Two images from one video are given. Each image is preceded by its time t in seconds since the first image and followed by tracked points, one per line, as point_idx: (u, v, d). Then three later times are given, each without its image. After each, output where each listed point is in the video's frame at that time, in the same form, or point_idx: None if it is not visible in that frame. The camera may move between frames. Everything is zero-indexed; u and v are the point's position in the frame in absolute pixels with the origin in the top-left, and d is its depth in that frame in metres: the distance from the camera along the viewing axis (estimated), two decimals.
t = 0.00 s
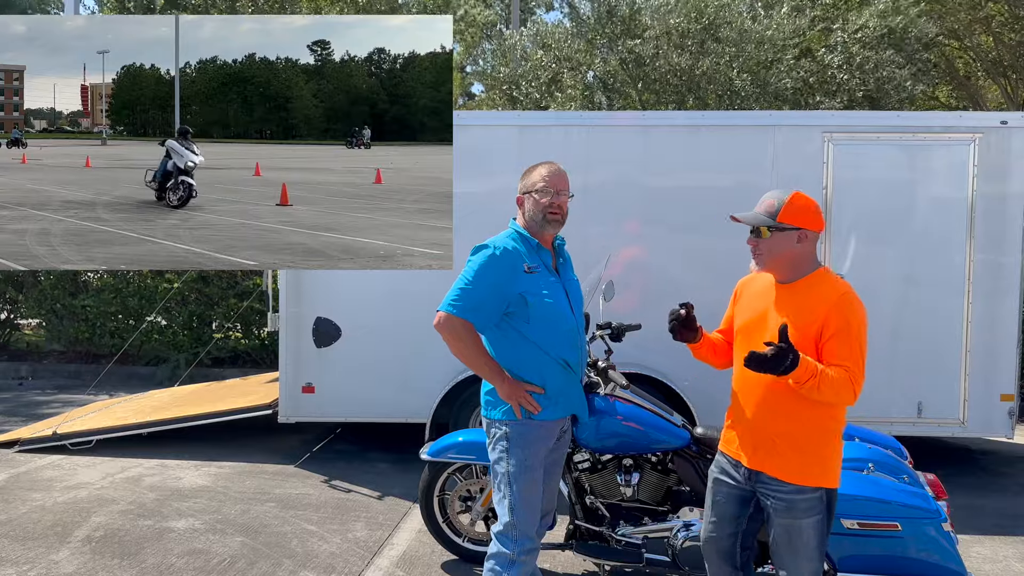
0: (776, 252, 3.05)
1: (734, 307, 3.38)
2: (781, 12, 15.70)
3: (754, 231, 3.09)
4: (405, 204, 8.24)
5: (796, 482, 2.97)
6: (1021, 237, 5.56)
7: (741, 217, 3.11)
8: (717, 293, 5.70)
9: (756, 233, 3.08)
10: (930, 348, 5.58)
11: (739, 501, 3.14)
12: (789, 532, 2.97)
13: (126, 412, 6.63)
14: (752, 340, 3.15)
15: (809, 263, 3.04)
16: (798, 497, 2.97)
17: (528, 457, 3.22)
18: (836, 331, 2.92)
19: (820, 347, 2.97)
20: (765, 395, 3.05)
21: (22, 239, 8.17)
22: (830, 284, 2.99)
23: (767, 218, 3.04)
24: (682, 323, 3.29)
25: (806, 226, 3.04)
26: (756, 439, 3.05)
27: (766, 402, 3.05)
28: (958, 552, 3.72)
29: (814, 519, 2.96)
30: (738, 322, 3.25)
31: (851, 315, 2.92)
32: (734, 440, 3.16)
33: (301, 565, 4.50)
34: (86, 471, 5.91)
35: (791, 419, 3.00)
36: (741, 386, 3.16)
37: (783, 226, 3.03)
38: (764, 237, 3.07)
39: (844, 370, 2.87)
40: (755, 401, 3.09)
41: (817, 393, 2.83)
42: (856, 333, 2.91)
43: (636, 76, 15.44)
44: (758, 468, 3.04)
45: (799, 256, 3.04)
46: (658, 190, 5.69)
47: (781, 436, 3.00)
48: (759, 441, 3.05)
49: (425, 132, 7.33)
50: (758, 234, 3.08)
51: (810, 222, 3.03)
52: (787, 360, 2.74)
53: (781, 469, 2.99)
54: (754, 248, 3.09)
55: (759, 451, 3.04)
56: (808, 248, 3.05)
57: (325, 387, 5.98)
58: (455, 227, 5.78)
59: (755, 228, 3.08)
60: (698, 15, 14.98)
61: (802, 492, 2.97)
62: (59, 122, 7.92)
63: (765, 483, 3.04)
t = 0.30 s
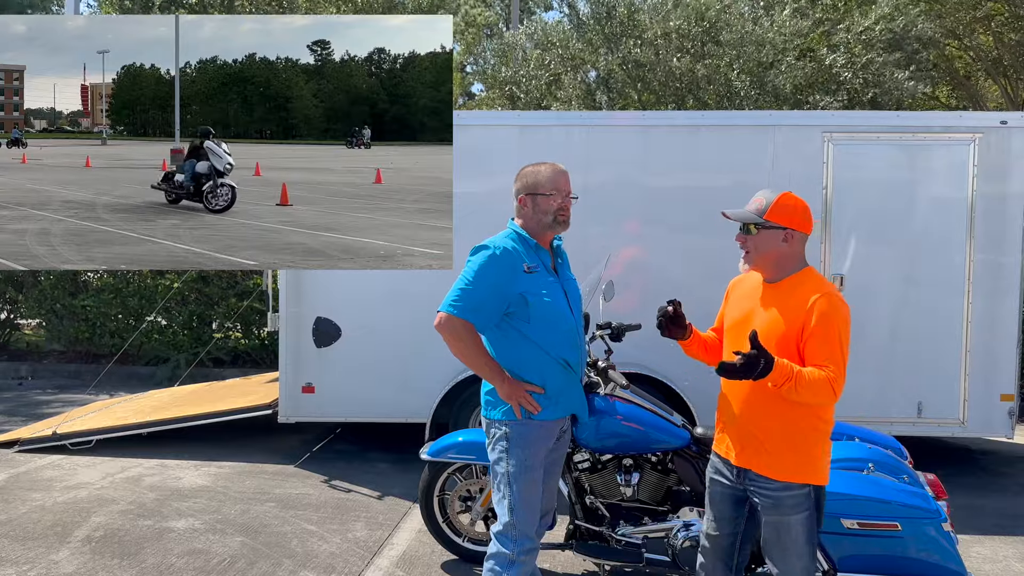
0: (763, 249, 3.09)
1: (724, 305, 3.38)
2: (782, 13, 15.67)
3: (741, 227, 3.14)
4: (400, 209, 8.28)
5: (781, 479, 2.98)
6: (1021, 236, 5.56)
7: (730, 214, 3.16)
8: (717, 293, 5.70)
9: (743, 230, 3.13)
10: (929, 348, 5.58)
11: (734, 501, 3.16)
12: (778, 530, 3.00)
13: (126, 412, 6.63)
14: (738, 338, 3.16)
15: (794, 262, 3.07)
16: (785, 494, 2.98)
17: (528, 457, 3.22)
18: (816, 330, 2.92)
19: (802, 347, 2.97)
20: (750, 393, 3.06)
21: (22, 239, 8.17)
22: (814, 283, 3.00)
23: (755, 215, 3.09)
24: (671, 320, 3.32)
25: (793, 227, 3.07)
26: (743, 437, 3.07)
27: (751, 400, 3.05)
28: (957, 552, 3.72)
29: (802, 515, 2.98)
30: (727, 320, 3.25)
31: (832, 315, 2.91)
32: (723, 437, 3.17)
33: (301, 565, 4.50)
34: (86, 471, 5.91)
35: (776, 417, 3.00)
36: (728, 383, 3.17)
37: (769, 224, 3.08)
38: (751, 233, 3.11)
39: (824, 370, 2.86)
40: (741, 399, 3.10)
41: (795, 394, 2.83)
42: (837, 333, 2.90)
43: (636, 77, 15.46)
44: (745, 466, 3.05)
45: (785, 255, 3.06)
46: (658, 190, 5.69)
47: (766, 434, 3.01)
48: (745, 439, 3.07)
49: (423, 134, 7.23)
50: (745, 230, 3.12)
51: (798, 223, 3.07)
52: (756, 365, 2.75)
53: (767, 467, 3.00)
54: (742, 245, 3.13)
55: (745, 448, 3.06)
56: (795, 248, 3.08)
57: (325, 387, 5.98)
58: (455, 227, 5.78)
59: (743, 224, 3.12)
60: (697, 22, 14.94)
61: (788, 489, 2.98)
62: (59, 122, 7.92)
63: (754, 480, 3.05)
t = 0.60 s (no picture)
0: (743, 247, 3.10)
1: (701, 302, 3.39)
2: (782, 12, 15.68)
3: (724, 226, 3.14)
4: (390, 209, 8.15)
5: (764, 474, 2.98)
6: (1020, 236, 5.55)
7: (714, 212, 3.18)
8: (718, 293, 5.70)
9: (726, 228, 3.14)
10: (928, 348, 5.58)
11: (716, 498, 3.17)
12: (761, 524, 2.99)
13: (126, 412, 6.62)
14: (717, 334, 3.17)
15: (776, 263, 3.08)
16: (766, 487, 2.98)
17: (528, 457, 3.22)
18: (798, 326, 2.93)
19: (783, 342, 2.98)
20: (730, 388, 3.06)
21: (22, 239, 8.13)
22: (794, 280, 3.02)
23: (738, 214, 3.10)
24: (654, 311, 3.38)
25: (775, 226, 3.08)
26: (723, 432, 3.07)
27: (731, 395, 3.06)
28: (957, 551, 3.72)
29: (785, 509, 2.99)
30: (705, 317, 3.25)
31: (812, 311, 2.93)
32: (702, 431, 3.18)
33: (301, 565, 4.50)
34: (85, 471, 5.91)
35: (756, 411, 3.02)
36: (708, 379, 3.17)
37: (751, 223, 3.09)
38: (733, 232, 3.12)
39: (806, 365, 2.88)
40: (721, 393, 3.10)
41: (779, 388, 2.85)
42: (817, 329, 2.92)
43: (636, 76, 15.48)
44: (726, 460, 3.06)
45: (765, 254, 3.07)
46: (658, 190, 5.69)
47: (746, 428, 3.02)
48: (725, 433, 3.07)
49: (423, 133, 7.30)
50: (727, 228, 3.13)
51: (778, 223, 3.08)
52: (747, 359, 2.77)
53: (747, 461, 3.01)
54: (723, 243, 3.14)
55: (725, 443, 3.06)
56: (775, 247, 3.09)
57: (324, 387, 5.98)
58: (455, 227, 5.78)
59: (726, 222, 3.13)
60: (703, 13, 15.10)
61: (770, 482, 2.98)
62: (59, 122, 7.98)
63: (734, 475, 3.05)
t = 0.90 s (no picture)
0: (729, 249, 3.10)
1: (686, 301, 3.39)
2: (784, 12, 15.67)
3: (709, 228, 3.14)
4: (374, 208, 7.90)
5: (756, 471, 3.01)
6: (1020, 236, 5.55)
7: (700, 216, 3.18)
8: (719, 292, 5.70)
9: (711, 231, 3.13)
10: (928, 349, 5.58)
11: (708, 494, 3.17)
12: (752, 519, 3.02)
13: (125, 412, 6.62)
14: (704, 335, 3.16)
15: (762, 264, 3.08)
16: (757, 482, 3.01)
17: (529, 458, 3.22)
18: (789, 325, 2.95)
19: (773, 341, 3.00)
20: (721, 387, 3.07)
21: (22, 239, 7.96)
22: (781, 280, 3.03)
23: (722, 217, 3.10)
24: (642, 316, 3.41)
25: (760, 227, 3.08)
26: (713, 430, 3.08)
27: (721, 394, 3.07)
28: (957, 552, 3.72)
29: (775, 504, 3.01)
30: (692, 317, 3.25)
31: (802, 310, 2.95)
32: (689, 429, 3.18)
33: (301, 565, 4.50)
34: (85, 471, 5.91)
35: (746, 409, 3.03)
36: (695, 378, 3.18)
37: (737, 225, 3.09)
38: (719, 234, 3.11)
39: (799, 363, 2.90)
40: (710, 393, 3.11)
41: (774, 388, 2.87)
42: (808, 327, 2.95)
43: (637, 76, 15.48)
44: (717, 458, 3.07)
45: (751, 255, 3.07)
46: (658, 190, 5.69)
47: (737, 425, 3.04)
48: (716, 432, 3.08)
49: (423, 133, 7.25)
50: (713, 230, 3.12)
51: (763, 224, 3.08)
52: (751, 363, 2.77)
53: (738, 458, 3.03)
54: (709, 245, 3.14)
55: (716, 442, 3.07)
56: (761, 248, 3.09)
57: (324, 387, 5.98)
58: (455, 227, 5.80)
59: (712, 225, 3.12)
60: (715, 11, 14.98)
61: (761, 478, 3.01)
62: (59, 122, 8.03)
63: (724, 471, 3.07)
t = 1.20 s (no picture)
0: (735, 248, 3.09)
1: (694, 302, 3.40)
2: (785, 12, 15.66)
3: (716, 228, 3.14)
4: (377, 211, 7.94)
5: (769, 471, 3.00)
6: (1020, 236, 5.55)
7: (706, 215, 3.18)
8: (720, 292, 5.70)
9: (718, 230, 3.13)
10: (928, 348, 5.58)
11: (718, 496, 3.17)
12: (764, 520, 3.01)
13: (125, 412, 6.62)
14: (713, 335, 3.17)
15: (769, 262, 3.07)
16: (769, 483, 3.00)
17: (530, 457, 3.22)
18: (798, 323, 2.95)
19: (783, 340, 3.00)
20: (731, 388, 3.07)
21: (22, 239, 8.02)
22: (789, 278, 3.03)
23: (729, 215, 3.10)
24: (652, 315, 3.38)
25: (766, 226, 3.07)
26: (725, 431, 3.08)
27: (732, 394, 3.07)
28: (957, 551, 3.72)
29: (788, 506, 3.00)
30: (701, 318, 3.26)
31: (810, 307, 2.95)
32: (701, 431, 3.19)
33: (301, 565, 4.50)
34: (85, 471, 5.91)
35: (757, 409, 3.03)
36: (706, 380, 3.18)
37: (742, 224, 3.09)
38: (725, 233, 3.12)
39: (808, 361, 2.90)
40: (721, 394, 3.10)
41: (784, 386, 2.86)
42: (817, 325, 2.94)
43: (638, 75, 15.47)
44: (729, 458, 3.07)
45: (757, 254, 3.07)
46: (658, 190, 5.69)
47: (749, 426, 3.03)
48: (728, 433, 3.08)
49: (423, 134, 7.12)
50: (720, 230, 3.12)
51: (770, 223, 3.08)
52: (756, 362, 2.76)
53: (751, 458, 3.02)
54: (716, 244, 3.14)
55: (728, 443, 3.07)
56: (767, 247, 3.08)
57: (324, 386, 5.98)
58: (455, 227, 5.79)
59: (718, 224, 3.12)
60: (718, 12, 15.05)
61: (773, 479, 3.00)
62: (59, 122, 8.02)
63: (737, 471, 3.07)
